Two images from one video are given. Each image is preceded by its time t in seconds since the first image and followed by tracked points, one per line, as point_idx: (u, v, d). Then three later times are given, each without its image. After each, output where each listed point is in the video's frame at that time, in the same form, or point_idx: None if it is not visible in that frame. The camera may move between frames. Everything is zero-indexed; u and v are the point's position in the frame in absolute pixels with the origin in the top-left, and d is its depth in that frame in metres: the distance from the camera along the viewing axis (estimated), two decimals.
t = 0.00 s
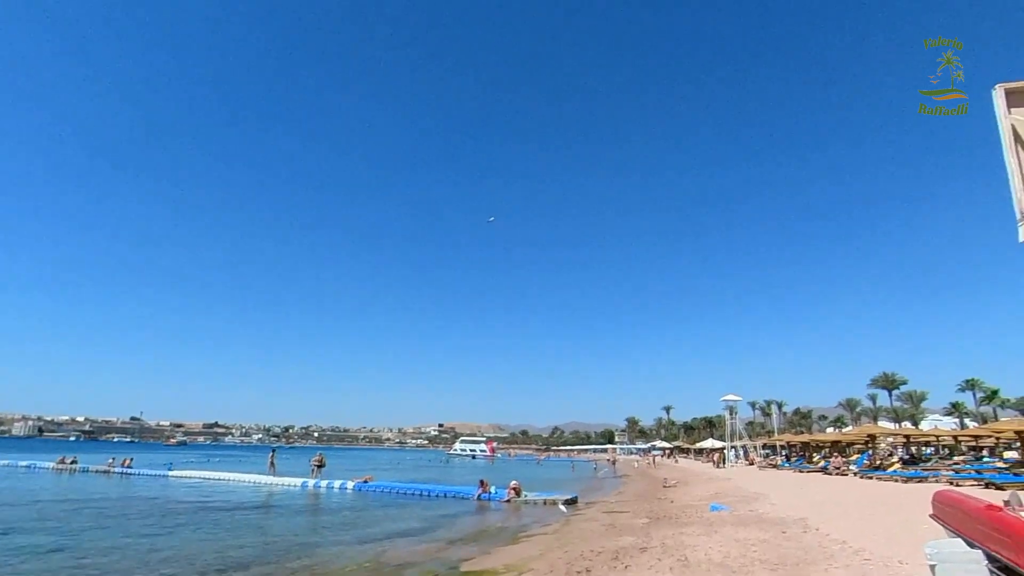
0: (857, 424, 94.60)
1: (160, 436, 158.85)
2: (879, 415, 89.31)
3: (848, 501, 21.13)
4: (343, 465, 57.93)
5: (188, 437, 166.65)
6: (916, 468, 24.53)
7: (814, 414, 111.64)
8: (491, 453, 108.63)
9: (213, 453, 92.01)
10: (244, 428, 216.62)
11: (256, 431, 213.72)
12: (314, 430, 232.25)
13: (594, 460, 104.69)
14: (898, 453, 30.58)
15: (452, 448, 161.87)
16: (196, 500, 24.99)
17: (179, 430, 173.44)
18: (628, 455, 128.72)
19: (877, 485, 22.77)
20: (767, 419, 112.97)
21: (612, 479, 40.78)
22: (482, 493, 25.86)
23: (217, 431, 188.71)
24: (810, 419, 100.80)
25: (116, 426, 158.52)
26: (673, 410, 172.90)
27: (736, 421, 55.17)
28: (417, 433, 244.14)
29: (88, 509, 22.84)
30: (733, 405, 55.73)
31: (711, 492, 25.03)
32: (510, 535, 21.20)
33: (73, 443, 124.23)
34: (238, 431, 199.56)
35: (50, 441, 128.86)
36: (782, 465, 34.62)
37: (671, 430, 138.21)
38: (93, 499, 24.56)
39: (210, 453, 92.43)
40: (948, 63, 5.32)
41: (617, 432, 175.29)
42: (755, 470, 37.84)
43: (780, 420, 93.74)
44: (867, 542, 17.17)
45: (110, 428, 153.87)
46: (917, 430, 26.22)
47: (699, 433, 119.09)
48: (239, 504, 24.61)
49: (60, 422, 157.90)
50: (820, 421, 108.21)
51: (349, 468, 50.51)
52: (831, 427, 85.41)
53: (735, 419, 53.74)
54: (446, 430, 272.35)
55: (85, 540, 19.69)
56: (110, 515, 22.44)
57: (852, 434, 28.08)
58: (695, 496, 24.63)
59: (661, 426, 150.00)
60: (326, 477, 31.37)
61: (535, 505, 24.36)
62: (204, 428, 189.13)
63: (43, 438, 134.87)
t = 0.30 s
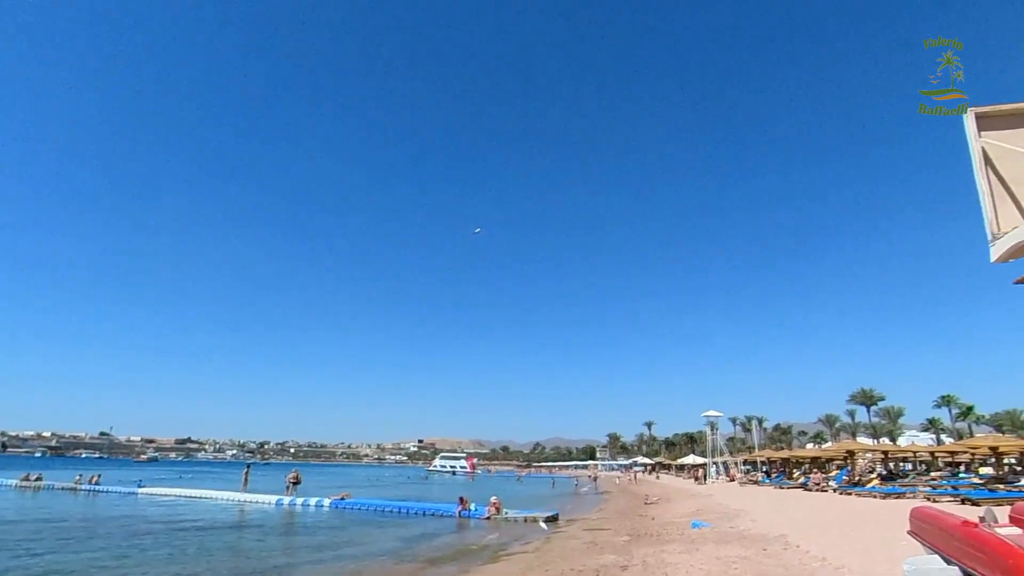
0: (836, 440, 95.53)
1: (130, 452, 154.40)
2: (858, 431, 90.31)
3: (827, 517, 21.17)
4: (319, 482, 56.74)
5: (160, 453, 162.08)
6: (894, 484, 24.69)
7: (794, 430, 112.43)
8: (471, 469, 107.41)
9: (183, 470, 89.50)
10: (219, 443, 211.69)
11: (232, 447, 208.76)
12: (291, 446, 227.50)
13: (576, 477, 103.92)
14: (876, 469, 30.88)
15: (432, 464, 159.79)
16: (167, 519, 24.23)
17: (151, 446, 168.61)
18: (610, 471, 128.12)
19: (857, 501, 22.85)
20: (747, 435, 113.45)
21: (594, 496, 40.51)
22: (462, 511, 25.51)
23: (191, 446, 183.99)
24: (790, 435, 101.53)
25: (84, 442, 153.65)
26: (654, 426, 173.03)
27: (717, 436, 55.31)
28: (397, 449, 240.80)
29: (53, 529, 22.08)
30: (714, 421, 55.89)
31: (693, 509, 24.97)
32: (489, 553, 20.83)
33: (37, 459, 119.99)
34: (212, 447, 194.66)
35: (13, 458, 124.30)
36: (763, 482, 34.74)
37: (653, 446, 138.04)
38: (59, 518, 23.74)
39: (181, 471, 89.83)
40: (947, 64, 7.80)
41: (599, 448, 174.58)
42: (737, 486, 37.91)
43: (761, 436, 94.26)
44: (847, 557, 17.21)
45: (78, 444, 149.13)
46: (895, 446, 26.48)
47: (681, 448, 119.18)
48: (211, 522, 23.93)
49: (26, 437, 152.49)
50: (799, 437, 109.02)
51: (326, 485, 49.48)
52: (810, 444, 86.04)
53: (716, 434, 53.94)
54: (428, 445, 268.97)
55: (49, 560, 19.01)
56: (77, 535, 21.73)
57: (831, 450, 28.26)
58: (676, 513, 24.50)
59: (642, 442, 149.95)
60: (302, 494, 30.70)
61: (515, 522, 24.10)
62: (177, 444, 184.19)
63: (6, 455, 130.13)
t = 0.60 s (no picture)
0: (817, 456, 96.09)
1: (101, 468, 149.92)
2: (838, 447, 90.95)
3: (809, 534, 21.18)
4: (296, 500, 55.51)
5: (131, 470, 157.44)
6: (874, 500, 24.81)
7: (775, 446, 112.93)
8: (453, 485, 106.23)
9: (154, 487, 86.93)
10: (194, 459, 206.63)
11: (207, 463, 203.95)
12: (268, 462, 222.73)
13: (558, 493, 103.05)
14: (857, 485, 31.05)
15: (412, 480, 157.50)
16: (136, 538, 23.49)
17: (122, 462, 163.92)
18: (592, 488, 127.48)
19: (837, 518, 22.89)
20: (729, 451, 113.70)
21: (577, 513, 40.16)
22: (443, 528, 25.11)
23: (165, 462, 179.23)
24: (772, 452, 102.05)
25: (52, 458, 148.75)
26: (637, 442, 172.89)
27: (699, 452, 55.31)
28: (377, 466, 237.17)
29: (16, 549, 21.26)
30: (696, 437, 55.91)
31: (675, 526, 24.82)
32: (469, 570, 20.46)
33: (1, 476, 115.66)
34: (187, 464, 189.78)
35: None
36: (746, 498, 34.72)
37: (636, 462, 137.71)
38: (23, 537, 22.90)
39: (151, 488, 87.17)
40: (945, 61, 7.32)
41: (582, 463, 173.77)
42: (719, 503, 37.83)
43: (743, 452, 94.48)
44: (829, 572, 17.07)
45: (45, 460, 144.43)
46: (874, 462, 26.67)
47: (664, 464, 118.99)
48: (182, 542, 23.24)
49: None
50: (781, 454, 109.52)
51: (303, 502, 48.55)
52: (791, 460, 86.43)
53: (699, 451, 53.97)
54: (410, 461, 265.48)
55: None
56: (42, 554, 20.94)
57: (812, 466, 28.39)
58: (658, 531, 24.35)
59: (625, 458, 149.60)
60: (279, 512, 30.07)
61: (495, 540, 23.75)
62: (151, 460, 179.52)
63: None
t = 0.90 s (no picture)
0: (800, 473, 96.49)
1: (70, 485, 145.74)
2: (821, 463, 91.56)
3: (792, 551, 21.09)
4: (274, 518, 54.22)
5: (102, 486, 153.04)
6: (856, 517, 24.87)
7: (759, 463, 113.15)
8: (434, 502, 104.83)
9: (125, 504, 84.47)
10: (169, 476, 201.71)
11: (183, 480, 199.13)
12: (245, 479, 217.86)
13: (541, 511, 101.92)
14: (839, 502, 31.14)
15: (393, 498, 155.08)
16: (106, 557, 22.79)
17: (93, 479, 159.19)
18: (576, 505, 126.44)
19: (821, 535, 22.83)
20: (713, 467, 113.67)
21: (560, 531, 39.74)
22: (423, 547, 24.65)
23: (138, 479, 174.36)
24: (756, 468, 102.31)
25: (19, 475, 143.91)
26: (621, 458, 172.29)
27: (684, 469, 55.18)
28: (358, 483, 233.43)
29: None
30: (680, 454, 55.85)
31: (658, 544, 24.62)
32: None
33: None
34: (161, 481, 185.00)
35: None
36: (729, 515, 34.69)
37: (619, 479, 136.98)
38: None
39: (122, 505, 84.80)
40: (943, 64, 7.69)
41: (566, 480, 172.49)
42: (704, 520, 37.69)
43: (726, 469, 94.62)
44: None
45: (12, 476, 139.76)
46: (856, 479, 26.76)
47: (648, 481, 118.70)
48: (154, 562, 22.55)
49: None
50: (764, 470, 109.79)
51: (280, 521, 47.51)
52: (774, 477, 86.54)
53: (683, 467, 53.87)
54: (392, 478, 261.49)
55: None
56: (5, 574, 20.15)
57: (795, 483, 28.43)
58: (642, 549, 24.12)
59: (609, 475, 148.99)
60: (255, 529, 29.45)
61: (476, 559, 23.33)
62: (123, 477, 174.75)
63: None
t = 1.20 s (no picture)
0: (785, 489, 96.62)
1: (38, 502, 141.09)
2: (805, 480, 91.72)
3: (777, 569, 20.93)
4: (251, 537, 52.88)
5: (73, 503, 148.36)
6: (840, 535, 24.86)
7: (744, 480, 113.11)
8: (417, 520, 103.35)
9: (94, 522, 81.64)
10: (145, 493, 196.58)
11: (159, 497, 194.16)
12: (224, 496, 213.11)
13: (525, 529, 100.68)
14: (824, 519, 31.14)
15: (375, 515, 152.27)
16: None
17: (64, 495, 154.49)
18: (560, 523, 125.26)
19: (805, 553, 22.80)
20: (698, 484, 113.40)
21: (544, 549, 39.22)
22: (404, 566, 24.17)
23: (111, 496, 169.45)
24: (741, 485, 102.26)
25: None
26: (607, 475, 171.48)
27: (669, 485, 54.95)
28: (340, 500, 229.30)
29: None
30: (665, 470, 55.66)
31: (643, 562, 24.32)
32: None
33: None
34: (136, 498, 180.11)
35: None
36: (715, 532, 34.52)
37: (604, 496, 136.06)
38: None
39: (91, 523, 81.97)
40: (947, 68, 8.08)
41: (551, 497, 171.11)
42: (689, 537, 37.45)
43: (711, 486, 94.33)
44: None
45: None
46: (840, 497, 26.81)
47: (633, 498, 118.04)
48: None
49: None
50: (749, 487, 109.69)
51: (258, 539, 46.42)
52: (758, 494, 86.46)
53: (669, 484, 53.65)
54: (375, 495, 257.43)
55: None
56: None
57: (780, 500, 28.42)
58: (627, 567, 23.88)
59: (595, 491, 148.00)
60: (231, 548, 28.72)
61: None
62: (97, 493, 170.05)
63: None
